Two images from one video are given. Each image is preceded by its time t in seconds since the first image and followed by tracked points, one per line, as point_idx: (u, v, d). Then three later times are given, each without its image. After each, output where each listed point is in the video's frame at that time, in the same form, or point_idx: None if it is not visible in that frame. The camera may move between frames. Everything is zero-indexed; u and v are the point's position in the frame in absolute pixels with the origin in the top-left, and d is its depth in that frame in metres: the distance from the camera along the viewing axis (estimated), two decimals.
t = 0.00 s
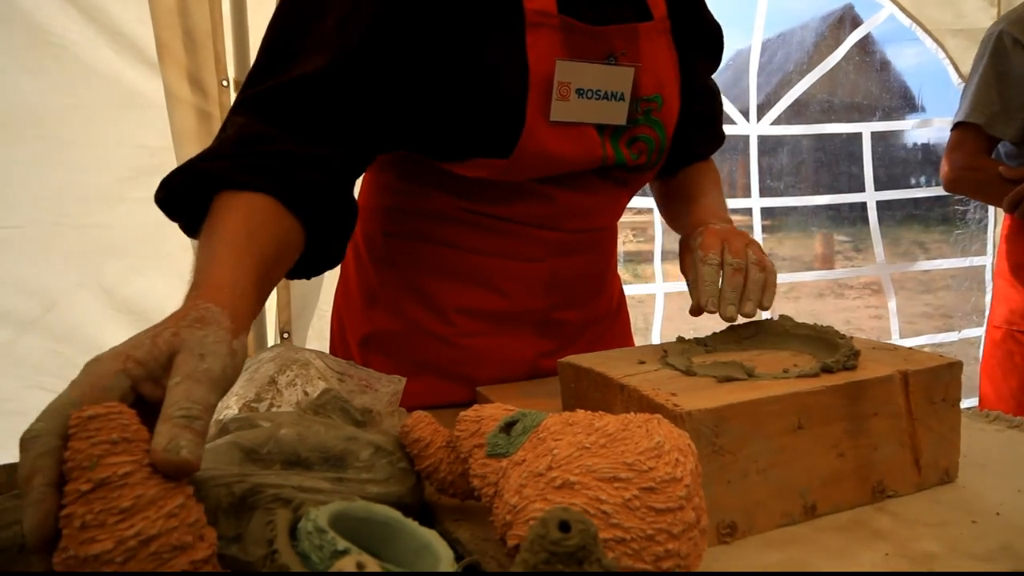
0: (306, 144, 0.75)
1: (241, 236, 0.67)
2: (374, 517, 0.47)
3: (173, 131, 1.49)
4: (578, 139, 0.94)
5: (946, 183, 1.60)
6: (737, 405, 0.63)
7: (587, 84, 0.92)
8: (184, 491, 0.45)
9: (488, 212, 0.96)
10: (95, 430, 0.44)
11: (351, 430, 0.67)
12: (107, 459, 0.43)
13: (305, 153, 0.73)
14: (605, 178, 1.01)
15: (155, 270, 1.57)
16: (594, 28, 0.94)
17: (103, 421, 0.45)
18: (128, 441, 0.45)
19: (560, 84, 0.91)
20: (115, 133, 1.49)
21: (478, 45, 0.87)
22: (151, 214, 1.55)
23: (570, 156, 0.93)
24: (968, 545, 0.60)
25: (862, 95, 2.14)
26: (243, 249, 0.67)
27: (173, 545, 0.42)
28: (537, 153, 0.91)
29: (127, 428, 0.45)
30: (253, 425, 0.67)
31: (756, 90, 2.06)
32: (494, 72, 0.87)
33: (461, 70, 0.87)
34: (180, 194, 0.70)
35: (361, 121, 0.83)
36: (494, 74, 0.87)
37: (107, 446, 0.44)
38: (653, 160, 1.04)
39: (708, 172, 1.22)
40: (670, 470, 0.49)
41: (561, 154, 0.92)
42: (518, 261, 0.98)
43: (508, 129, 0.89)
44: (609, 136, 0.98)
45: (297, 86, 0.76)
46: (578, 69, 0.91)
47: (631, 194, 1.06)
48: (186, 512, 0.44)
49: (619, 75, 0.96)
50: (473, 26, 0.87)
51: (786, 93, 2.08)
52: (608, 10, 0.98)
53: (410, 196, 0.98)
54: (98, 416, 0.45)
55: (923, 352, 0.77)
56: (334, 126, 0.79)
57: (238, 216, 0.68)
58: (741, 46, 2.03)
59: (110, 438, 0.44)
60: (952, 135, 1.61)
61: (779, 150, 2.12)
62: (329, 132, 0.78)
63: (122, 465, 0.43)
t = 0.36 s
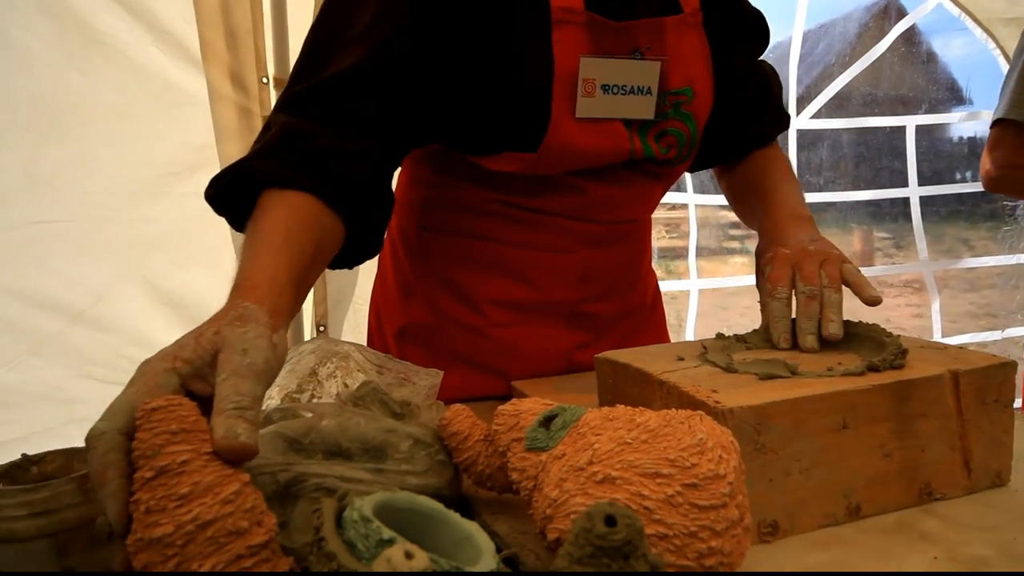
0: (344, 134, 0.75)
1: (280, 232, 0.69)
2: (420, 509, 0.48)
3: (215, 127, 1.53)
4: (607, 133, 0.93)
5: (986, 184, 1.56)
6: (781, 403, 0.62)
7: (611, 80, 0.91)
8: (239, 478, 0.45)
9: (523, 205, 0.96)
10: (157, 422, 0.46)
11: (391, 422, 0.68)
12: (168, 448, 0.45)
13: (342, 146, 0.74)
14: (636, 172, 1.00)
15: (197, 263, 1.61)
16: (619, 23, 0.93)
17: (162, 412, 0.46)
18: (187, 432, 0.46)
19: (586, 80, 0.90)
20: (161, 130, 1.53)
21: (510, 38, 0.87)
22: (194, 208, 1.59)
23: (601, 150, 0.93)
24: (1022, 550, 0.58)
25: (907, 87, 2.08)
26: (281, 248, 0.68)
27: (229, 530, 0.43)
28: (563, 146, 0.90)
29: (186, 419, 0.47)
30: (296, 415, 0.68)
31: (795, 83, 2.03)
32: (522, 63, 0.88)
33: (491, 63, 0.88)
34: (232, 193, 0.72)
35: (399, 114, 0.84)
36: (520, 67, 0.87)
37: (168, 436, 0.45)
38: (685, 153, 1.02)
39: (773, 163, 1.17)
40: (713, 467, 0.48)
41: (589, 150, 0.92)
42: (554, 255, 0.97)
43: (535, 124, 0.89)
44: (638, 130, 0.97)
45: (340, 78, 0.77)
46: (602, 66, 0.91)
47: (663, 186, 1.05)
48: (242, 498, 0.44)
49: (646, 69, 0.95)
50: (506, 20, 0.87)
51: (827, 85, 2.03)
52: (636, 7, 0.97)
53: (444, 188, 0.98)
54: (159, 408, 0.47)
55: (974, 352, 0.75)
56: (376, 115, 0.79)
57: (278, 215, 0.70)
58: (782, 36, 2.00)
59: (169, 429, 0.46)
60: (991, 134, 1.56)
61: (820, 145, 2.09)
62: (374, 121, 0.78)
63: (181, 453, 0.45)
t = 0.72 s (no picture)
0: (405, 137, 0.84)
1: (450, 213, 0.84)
2: (435, 493, 0.48)
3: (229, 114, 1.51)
4: (623, 119, 0.92)
5: (1007, 172, 1.52)
6: (798, 391, 0.61)
7: (628, 65, 0.91)
8: (258, 461, 0.46)
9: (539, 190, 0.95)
10: (177, 405, 0.46)
11: (407, 408, 0.68)
12: (188, 431, 0.45)
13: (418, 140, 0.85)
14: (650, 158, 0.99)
15: (213, 251, 1.62)
16: (635, 9, 0.93)
17: (182, 395, 0.46)
18: (206, 415, 0.46)
19: (602, 65, 0.90)
20: (177, 117, 1.53)
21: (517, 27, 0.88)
22: (209, 196, 1.60)
23: (615, 134, 0.92)
24: None
25: (926, 73, 2.04)
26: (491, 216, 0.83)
27: (248, 513, 0.43)
28: (582, 132, 0.90)
29: (205, 403, 0.47)
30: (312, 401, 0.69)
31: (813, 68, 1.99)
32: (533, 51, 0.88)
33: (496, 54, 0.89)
34: (345, 211, 0.87)
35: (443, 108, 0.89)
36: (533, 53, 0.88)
37: (186, 420, 0.45)
38: (696, 142, 1.01)
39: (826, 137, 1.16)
40: (731, 454, 0.48)
41: (603, 134, 0.91)
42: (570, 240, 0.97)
43: (549, 109, 0.89)
44: (653, 117, 0.96)
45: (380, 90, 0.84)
46: (618, 51, 0.91)
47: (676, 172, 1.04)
48: (260, 482, 0.45)
49: (662, 56, 0.94)
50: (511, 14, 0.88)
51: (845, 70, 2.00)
52: None
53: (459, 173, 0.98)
54: (178, 391, 0.47)
55: (996, 340, 0.74)
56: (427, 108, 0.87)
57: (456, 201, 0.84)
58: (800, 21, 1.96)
59: (188, 412, 0.46)
60: (1014, 120, 1.52)
61: (836, 131, 2.05)
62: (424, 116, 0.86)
63: (200, 436, 0.45)
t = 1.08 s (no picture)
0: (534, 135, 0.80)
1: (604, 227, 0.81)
2: (433, 493, 0.48)
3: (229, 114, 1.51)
4: (631, 120, 0.92)
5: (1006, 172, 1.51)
6: (796, 391, 0.61)
7: (642, 67, 0.91)
8: (257, 461, 0.46)
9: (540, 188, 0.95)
10: (175, 405, 0.46)
11: (406, 409, 0.68)
12: (186, 431, 0.45)
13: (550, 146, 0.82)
14: (652, 159, 0.99)
15: (211, 251, 1.62)
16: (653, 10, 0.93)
17: (181, 395, 0.46)
18: (205, 415, 0.46)
19: (616, 66, 0.90)
20: (176, 117, 1.53)
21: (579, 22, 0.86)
22: (208, 196, 1.60)
23: (621, 133, 0.92)
24: None
25: (924, 73, 2.04)
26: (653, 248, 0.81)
27: (246, 514, 0.43)
28: (590, 127, 0.90)
29: (204, 403, 0.47)
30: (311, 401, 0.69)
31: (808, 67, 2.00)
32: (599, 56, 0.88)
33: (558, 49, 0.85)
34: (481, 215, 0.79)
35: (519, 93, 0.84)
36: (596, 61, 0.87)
37: (185, 420, 0.45)
38: (701, 145, 1.03)
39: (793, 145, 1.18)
40: (729, 454, 0.48)
41: (610, 133, 0.91)
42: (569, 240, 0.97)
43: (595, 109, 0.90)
44: (661, 119, 0.96)
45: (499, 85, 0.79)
46: (634, 52, 0.90)
47: (677, 174, 1.05)
48: (259, 482, 0.45)
49: (675, 59, 0.94)
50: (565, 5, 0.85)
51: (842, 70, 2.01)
52: None
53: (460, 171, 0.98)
54: (177, 392, 0.46)
55: (994, 340, 0.74)
56: (530, 102, 0.83)
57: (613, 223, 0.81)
58: (798, 21, 1.97)
59: (187, 413, 0.45)
60: (1012, 120, 1.52)
61: (834, 131, 2.06)
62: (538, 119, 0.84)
63: (199, 437, 0.45)
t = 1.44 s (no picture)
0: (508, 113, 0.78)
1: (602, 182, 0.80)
2: (423, 492, 0.48)
3: (219, 112, 1.49)
4: (630, 113, 0.93)
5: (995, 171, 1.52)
6: (786, 388, 0.61)
7: (645, 59, 0.91)
8: (246, 460, 0.46)
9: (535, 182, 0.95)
10: (163, 404, 0.45)
11: (397, 407, 0.68)
12: (174, 430, 0.45)
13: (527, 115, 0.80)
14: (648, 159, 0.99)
15: (201, 249, 1.61)
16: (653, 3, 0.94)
17: (168, 394, 0.46)
18: (193, 415, 0.46)
19: (620, 57, 0.90)
20: (166, 115, 1.52)
21: None
22: (197, 195, 1.59)
23: (618, 127, 0.92)
24: None
25: (914, 71, 2.05)
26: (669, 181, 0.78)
27: (235, 513, 0.43)
28: (589, 120, 0.90)
29: (192, 402, 0.46)
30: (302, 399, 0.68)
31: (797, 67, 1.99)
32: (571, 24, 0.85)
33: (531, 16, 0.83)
34: (460, 208, 0.81)
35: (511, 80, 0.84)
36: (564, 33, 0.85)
37: (173, 419, 0.45)
38: (698, 142, 1.02)
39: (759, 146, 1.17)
40: (719, 451, 0.48)
41: (607, 126, 0.91)
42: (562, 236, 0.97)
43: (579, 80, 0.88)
44: (660, 111, 0.97)
45: (462, 76, 0.78)
46: (636, 43, 0.91)
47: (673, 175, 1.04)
48: (248, 481, 0.45)
49: (674, 52, 0.95)
50: None
51: (832, 70, 2.00)
52: None
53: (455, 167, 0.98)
54: (165, 390, 0.46)
55: (983, 336, 0.74)
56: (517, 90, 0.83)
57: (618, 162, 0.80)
58: (789, 21, 1.96)
59: (175, 411, 0.45)
60: (1001, 119, 1.53)
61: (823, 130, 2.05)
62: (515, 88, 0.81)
63: (187, 436, 0.45)
